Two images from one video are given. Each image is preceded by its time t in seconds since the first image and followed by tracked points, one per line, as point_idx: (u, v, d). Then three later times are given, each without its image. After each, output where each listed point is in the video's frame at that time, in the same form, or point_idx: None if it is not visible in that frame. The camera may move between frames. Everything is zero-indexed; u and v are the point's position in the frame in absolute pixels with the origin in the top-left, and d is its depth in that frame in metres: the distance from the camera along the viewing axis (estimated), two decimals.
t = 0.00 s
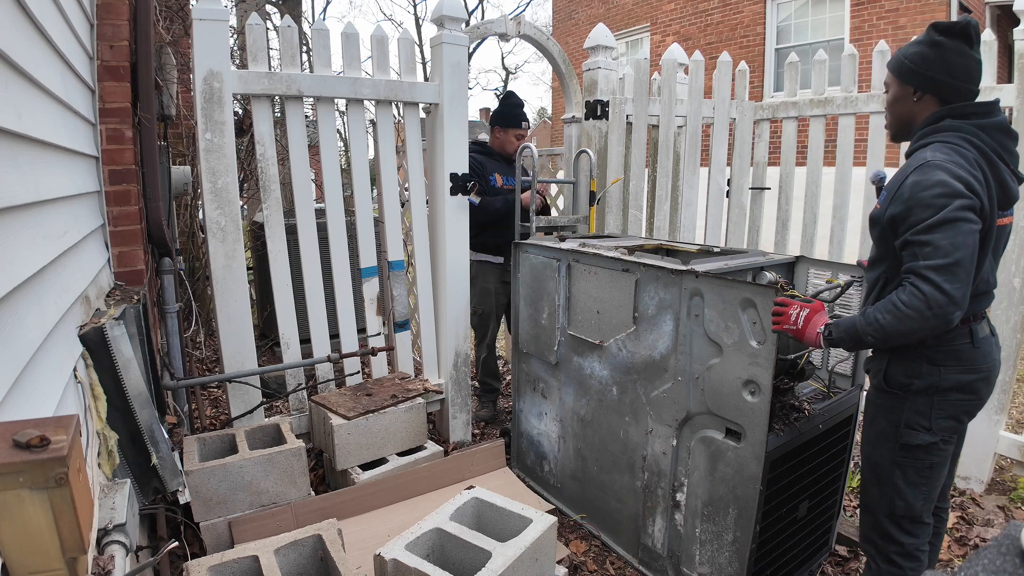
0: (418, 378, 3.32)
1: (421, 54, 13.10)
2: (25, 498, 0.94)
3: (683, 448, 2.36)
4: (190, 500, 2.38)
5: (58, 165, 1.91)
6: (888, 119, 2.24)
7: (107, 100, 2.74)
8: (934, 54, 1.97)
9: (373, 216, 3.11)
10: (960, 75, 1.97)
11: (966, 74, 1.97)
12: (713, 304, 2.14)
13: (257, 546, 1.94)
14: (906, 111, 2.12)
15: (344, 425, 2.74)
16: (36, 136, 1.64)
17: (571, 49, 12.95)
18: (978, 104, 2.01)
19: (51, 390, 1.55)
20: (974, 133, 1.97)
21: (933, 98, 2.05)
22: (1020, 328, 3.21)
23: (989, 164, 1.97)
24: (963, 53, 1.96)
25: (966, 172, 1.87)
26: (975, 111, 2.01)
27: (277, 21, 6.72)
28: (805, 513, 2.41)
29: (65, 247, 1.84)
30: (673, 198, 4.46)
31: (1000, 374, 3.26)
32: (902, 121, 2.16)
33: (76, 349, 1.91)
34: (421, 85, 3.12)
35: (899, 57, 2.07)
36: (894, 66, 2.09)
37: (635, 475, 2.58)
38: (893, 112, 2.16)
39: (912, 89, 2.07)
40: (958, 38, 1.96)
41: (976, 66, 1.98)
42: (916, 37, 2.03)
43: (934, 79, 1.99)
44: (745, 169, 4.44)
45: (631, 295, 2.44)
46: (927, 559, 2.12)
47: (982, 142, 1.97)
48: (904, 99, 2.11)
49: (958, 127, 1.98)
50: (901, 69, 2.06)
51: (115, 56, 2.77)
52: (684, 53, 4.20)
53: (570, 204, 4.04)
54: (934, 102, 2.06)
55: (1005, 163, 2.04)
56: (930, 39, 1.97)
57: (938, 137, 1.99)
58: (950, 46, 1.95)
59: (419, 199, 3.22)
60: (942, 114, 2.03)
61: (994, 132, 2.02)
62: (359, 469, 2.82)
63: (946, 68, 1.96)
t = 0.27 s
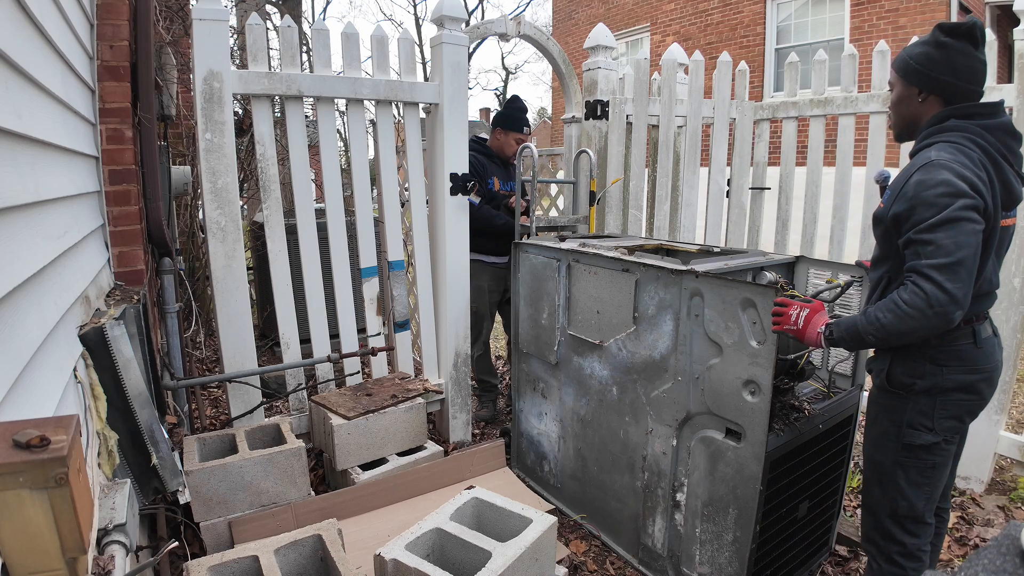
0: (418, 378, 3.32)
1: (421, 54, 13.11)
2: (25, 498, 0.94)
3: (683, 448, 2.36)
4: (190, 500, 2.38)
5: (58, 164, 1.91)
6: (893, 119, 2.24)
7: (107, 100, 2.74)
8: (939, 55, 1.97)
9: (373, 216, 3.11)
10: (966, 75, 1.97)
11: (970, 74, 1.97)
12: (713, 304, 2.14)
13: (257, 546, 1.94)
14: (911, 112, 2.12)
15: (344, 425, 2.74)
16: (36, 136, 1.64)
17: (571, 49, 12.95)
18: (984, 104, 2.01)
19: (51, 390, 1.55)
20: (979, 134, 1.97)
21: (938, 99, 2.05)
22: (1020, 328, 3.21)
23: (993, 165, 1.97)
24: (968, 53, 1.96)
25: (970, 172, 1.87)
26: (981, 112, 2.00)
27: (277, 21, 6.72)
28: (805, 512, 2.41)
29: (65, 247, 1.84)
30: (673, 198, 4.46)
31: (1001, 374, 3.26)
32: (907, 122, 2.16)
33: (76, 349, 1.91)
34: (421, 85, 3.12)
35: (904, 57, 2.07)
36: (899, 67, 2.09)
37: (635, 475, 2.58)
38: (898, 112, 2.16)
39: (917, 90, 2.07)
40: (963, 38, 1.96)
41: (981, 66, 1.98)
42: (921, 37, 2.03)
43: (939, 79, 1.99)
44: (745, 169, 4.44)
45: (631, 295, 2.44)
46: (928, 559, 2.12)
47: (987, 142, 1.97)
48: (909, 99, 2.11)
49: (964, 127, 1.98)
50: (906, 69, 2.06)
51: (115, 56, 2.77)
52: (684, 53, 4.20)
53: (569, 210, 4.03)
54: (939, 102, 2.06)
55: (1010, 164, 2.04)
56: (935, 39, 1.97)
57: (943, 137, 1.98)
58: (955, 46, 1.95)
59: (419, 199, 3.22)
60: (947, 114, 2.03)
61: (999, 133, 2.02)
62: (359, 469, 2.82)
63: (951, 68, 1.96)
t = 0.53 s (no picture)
0: (418, 378, 3.32)
1: (421, 54, 13.11)
2: (25, 498, 0.94)
3: (683, 448, 2.36)
4: (190, 500, 2.37)
5: (58, 164, 1.91)
6: (896, 120, 2.24)
7: (107, 100, 2.74)
8: (940, 55, 1.97)
9: (373, 216, 3.11)
10: (968, 75, 1.97)
11: (972, 74, 1.97)
12: (713, 304, 2.14)
13: (257, 546, 1.94)
14: (913, 112, 2.12)
15: (343, 425, 2.74)
16: (36, 136, 1.64)
17: (571, 49, 12.95)
18: (986, 104, 2.01)
19: (51, 390, 1.55)
20: (981, 134, 1.97)
21: (940, 99, 2.05)
22: (1020, 328, 3.21)
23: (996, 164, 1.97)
24: (969, 52, 1.96)
25: (972, 171, 1.87)
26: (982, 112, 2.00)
27: (277, 21, 6.72)
28: (805, 513, 2.41)
29: (65, 247, 1.84)
30: (673, 198, 4.46)
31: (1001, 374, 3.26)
32: (909, 122, 2.16)
33: (76, 349, 1.91)
34: (421, 85, 3.12)
35: (906, 58, 2.07)
36: (900, 67, 2.09)
37: (635, 475, 2.58)
38: (901, 113, 2.16)
39: (919, 90, 2.07)
40: (965, 38, 1.97)
41: (983, 66, 1.98)
42: (923, 38, 2.04)
43: (941, 79, 1.99)
44: (745, 170, 4.44)
45: (631, 295, 2.44)
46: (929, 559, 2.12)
47: (989, 142, 1.97)
48: (912, 100, 2.11)
49: (966, 127, 1.98)
50: (907, 69, 2.07)
51: (115, 56, 2.77)
52: (684, 53, 4.20)
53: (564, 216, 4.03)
54: (942, 102, 2.06)
55: (1012, 164, 2.04)
56: (937, 40, 1.98)
57: (945, 136, 1.98)
58: (957, 46, 1.95)
59: (419, 199, 3.22)
60: (949, 114, 2.03)
61: (1001, 133, 2.02)
62: (359, 469, 2.82)
63: (953, 68, 1.96)
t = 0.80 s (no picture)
0: (418, 378, 3.32)
1: (421, 54, 13.11)
2: (25, 498, 0.94)
3: (683, 448, 2.36)
4: (190, 501, 2.37)
5: (58, 164, 1.91)
6: (896, 120, 2.24)
7: (107, 100, 2.74)
8: (942, 55, 1.97)
9: (373, 216, 3.11)
10: (969, 75, 1.97)
11: (974, 73, 1.97)
12: (713, 304, 2.14)
13: (257, 546, 1.94)
14: (914, 112, 2.12)
15: (344, 425, 2.74)
16: (36, 136, 1.64)
17: (571, 49, 12.95)
18: (987, 104, 2.01)
19: (51, 390, 1.55)
20: (981, 133, 1.97)
21: (941, 99, 2.05)
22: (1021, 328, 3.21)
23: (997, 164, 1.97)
24: (971, 52, 1.96)
25: (973, 171, 1.87)
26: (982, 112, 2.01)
27: (277, 20, 6.72)
28: (805, 513, 2.41)
29: (65, 247, 1.84)
30: (673, 198, 4.46)
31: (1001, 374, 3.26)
32: (910, 122, 2.16)
33: (76, 349, 1.91)
34: (421, 85, 3.12)
35: (907, 58, 2.07)
36: (902, 67, 2.10)
37: (635, 475, 2.58)
38: (902, 113, 2.16)
39: (920, 90, 2.07)
40: (966, 38, 1.97)
41: (984, 65, 1.98)
42: (924, 38, 2.04)
43: (942, 79, 1.99)
44: (745, 169, 4.44)
45: (631, 295, 2.44)
46: (929, 559, 2.12)
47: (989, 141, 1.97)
48: (913, 99, 2.11)
49: (967, 127, 1.98)
50: (908, 69, 2.07)
51: (115, 56, 2.77)
52: (684, 53, 4.20)
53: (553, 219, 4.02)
54: (943, 102, 2.06)
55: (1013, 164, 2.04)
56: (938, 40, 1.98)
57: (946, 136, 1.98)
58: (958, 46, 1.95)
59: (419, 199, 3.22)
60: (950, 114, 2.03)
61: (1002, 133, 2.02)
62: (359, 469, 2.82)
63: (954, 68, 1.96)
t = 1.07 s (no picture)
0: (418, 378, 3.32)
1: (421, 54, 13.11)
2: (25, 498, 0.94)
3: (683, 448, 2.36)
4: (190, 501, 2.37)
5: (58, 164, 1.91)
6: (898, 120, 2.24)
7: (107, 99, 2.74)
8: (943, 55, 1.97)
9: (373, 216, 3.11)
10: (971, 76, 1.97)
11: (975, 74, 1.97)
12: (713, 304, 2.14)
13: (257, 546, 1.94)
14: (916, 112, 2.12)
15: (344, 425, 2.74)
16: (36, 136, 1.64)
17: (571, 49, 12.95)
18: (988, 104, 2.01)
19: (51, 390, 1.55)
20: (982, 132, 1.97)
21: (943, 99, 2.05)
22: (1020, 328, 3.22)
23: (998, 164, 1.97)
24: (973, 53, 1.96)
25: (974, 171, 1.87)
26: (981, 113, 2.01)
27: (277, 20, 6.72)
28: (805, 513, 2.41)
29: (65, 247, 1.84)
30: (673, 198, 4.46)
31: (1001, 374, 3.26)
32: (912, 122, 2.16)
33: (76, 349, 1.91)
34: (421, 85, 3.12)
35: (908, 58, 2.07)
36: (903, 68, 2.09)
37: (635, 475, 2.58)
38: (903, 113, 2.16)
39: (922, 90, 2.07)
40: (967, 39, 1.97)
41: (986, 66, 1.99)
42: (926, 37, 2.03)
43: (943, 79, 1.99)
44: (745, 169, 4.44)
45: (631, 295, 2.44)
46: (930, 559, 2.12)
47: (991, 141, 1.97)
48: (914, 99, 2.11)
49: (968, 127, 1.98)
50: (910, 69, 2.07)
51: (115, 56, 2.77)
52: (684, 53, 4.20)
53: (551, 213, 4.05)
54: (945, 102, 2.06)
55: (1015, 164, 2.04)
56: (940, 39, 1.98)
57: (947, 136, 1.98)
58: (960, 46, 1.95)
59: (419, 199, 3.22)
60: (952, 114, 2.03)
61: (1004, 133, 2.02)
62: (359, 469, 2.82)
63: (956, 68, 1.96)
